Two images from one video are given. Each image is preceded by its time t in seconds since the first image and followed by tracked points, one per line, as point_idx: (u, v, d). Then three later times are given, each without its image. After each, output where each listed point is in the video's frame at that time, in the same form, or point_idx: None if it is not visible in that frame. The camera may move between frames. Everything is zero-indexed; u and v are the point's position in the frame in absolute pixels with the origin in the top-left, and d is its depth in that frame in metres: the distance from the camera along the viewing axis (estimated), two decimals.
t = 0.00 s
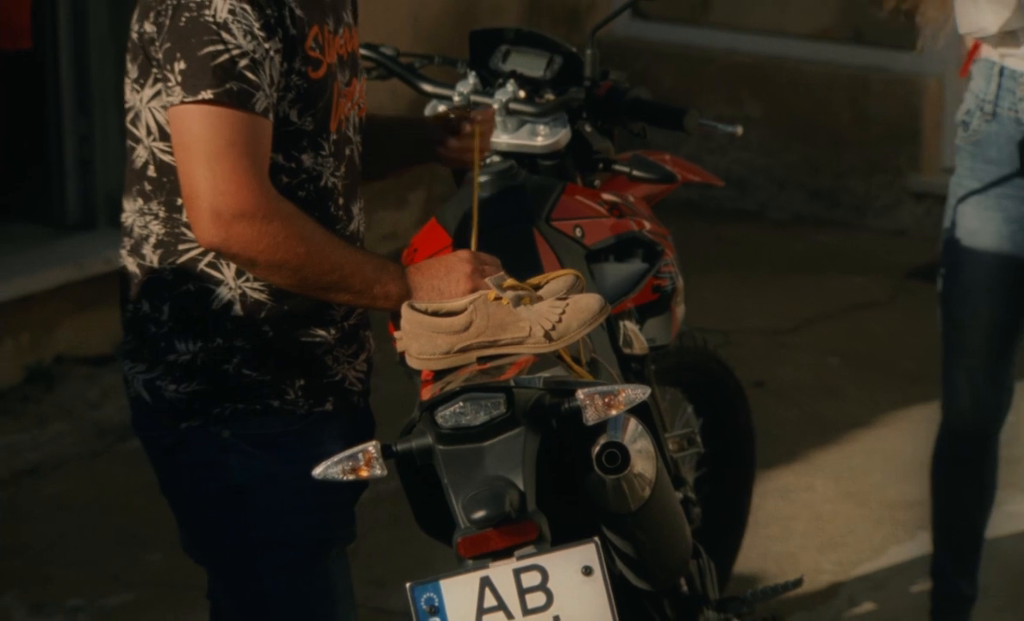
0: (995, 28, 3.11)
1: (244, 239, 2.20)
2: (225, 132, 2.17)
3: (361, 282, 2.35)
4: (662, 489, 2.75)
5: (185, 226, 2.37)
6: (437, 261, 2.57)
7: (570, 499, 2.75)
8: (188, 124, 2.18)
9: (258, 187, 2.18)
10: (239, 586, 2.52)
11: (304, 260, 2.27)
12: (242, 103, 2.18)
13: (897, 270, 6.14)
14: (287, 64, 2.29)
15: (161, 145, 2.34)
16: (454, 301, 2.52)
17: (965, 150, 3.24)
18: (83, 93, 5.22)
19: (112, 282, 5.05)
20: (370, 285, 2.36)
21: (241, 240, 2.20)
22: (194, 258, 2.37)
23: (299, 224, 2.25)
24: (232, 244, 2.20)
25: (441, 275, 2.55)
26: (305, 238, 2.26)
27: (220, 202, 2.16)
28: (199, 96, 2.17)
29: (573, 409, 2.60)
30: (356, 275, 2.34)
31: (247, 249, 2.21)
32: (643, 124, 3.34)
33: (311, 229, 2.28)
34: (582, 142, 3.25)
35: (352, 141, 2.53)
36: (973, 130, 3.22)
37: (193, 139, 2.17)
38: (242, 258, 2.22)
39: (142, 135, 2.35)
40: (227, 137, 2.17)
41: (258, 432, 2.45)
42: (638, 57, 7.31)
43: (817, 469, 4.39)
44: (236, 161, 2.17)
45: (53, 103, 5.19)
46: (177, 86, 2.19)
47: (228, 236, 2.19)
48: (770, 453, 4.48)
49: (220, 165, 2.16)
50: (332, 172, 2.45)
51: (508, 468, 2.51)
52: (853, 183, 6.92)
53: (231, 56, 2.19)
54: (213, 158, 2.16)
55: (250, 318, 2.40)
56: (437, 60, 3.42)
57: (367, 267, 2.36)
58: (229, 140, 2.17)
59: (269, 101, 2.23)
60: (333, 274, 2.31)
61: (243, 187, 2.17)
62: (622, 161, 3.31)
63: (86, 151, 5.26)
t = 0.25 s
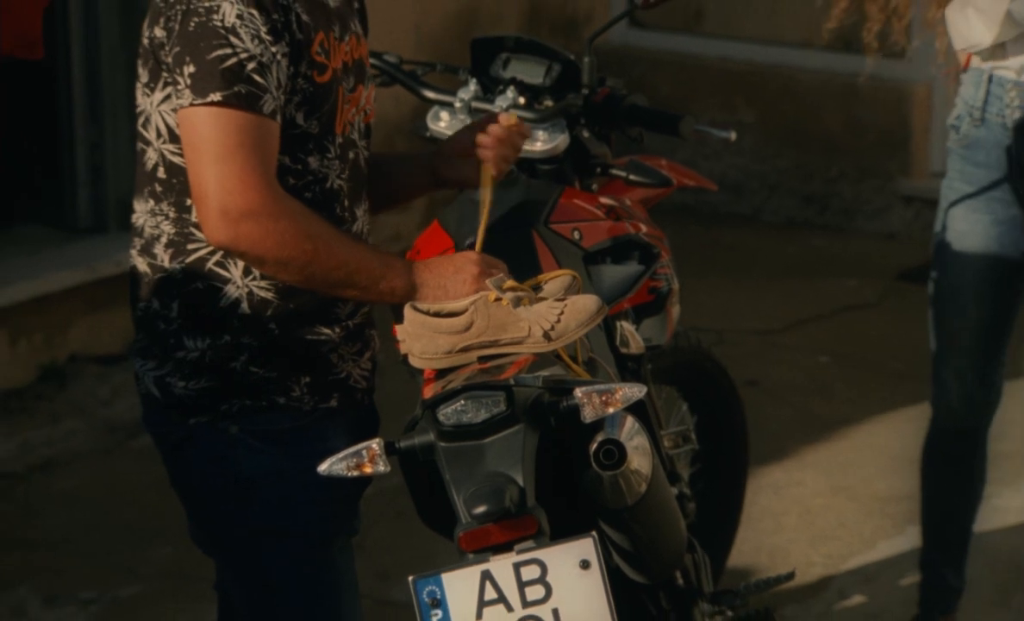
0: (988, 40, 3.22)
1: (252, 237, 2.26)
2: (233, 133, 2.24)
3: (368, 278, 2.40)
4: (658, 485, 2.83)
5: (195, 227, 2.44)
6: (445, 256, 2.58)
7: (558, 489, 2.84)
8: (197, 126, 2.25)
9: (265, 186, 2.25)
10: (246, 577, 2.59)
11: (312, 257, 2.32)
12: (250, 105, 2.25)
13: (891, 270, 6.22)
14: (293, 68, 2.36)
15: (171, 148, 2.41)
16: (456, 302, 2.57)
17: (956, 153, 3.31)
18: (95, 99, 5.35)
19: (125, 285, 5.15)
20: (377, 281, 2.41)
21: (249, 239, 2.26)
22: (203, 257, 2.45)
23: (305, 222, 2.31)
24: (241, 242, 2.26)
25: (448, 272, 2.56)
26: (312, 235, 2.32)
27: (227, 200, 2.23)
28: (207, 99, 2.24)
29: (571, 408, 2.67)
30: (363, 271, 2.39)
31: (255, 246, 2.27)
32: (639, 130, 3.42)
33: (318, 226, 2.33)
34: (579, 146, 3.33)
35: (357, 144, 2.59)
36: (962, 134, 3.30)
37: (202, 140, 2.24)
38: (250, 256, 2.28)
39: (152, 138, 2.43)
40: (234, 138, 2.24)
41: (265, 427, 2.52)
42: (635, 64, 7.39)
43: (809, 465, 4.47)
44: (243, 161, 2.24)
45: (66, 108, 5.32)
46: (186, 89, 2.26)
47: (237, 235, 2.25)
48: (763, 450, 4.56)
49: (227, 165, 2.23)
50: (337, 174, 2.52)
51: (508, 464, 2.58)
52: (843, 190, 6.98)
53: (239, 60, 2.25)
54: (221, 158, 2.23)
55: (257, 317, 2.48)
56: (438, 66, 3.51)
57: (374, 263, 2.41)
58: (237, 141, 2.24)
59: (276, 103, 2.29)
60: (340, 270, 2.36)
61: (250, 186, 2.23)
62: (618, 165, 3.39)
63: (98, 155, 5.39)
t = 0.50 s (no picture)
0: (980, 53, 3.29)
1: (259, 237, 2.30)
2: (237, 136, 2.29)
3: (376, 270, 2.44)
4: (653, 481, 2.91)
5: (200, 229, 2.51)
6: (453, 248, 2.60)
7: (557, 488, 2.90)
8: (202, 131, 2.30)
9: (270, 186, 2.29)
10: (248, 570, 2.66)
11: (319, 252, 2.36)
12: (253, 109, 2.29)
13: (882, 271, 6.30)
14: (295, 74, 2.39)
15: (178, 151, 2.48)
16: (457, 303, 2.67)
17: (944, 158, 3.39)
18: (107, 102, 5.42)
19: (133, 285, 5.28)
20: (385, 271, 2.45)
21: (257, 239, 2.30)
22: (208, 258, 2.51)
23: (311, 218, 2.35)
24: (248, 242, 2.30)
25: (457, 264, 2.59)
26: (319, 230, 2.36)
27: (234, 204, 2.27)
28: (211, 103, 2.29)
29: (569, 406, 2.75)
30: (371, 263, 2.43)
31: (263, 245, 2.31)
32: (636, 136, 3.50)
33: (324, 222, 2.37)
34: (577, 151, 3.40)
35: (362, 149, 2.62)
36: (951, 139, 3.37)
37: (207, 144, 2.29)
38: (258, 255, 2.32)
39: (159, 142, 2.50)
40: (239, 141, 2.29)
41: (266, 424, 2.59)
42: (632, 72, 7.48)
43: (800, 462, 4.55)
44: (249, 162, 2.28)
45: (78, 112, 5.40)
46: (191, 94, 2.31)
47: (244, 235, 2.30)
48: (755, 448, 4.64)
49: (232, 167, 2.27)
50: (340, 178, 2.55)
51: (508, 461, 2.65)
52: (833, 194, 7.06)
53: (242, 65, 2.30)
54: (226, 161, 2.28)
55: (259, 316, 2.54)
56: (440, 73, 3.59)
57: (382, 252, 2.45)
58: (242, 144, 2.29)
59: (279, 107, 2.33)
60: (348, 262, 2.40)
61: (255, 187, 2.28)
62: (615, 170, 3.46)
63: (110, 160, 5.49)
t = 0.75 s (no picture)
0: (976, 63, 3.31)
1: (267, 236, 2.39)
2: (247, 138, 2.37)
3: (380, 265, 2.52)
4: (649, 477, 2.99)
5: (210, 228, 2.59)
6: (455, 246, 2.68)
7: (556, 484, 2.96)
8: (213, 132, 2.38)
9: (278, 186, 2.37)
10: (253, 562, 2.73)
11: (326, 249, 2.45)
12: (262, 111, 2.37)
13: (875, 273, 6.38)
14: (302, 77, 2.47)
15: (189, 153, 2.56)
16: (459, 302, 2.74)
17: (930, 161, 3.45)
18: (118, 109, 5.51)
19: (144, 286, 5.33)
20: (389, 266, 2.54)
21: (265, 238, 2.39)
22: (216, 256, 2.59)
23: (318, 217, 2.43)
24: (257, 241, 2.39)
25: (458, 262, 2.67)
26: (326, 228, 2.44)
27: (243, 204, 2.35)
28: (222, 106, 2.37)
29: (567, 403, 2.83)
30: (376, 258, 2.52)
31: (271, 243, 2.39)
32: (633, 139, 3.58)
33: (330, 220, 2.45)
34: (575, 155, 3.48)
35: (368, 151, 2.70)
36: (938, 140, 3.42)
37: (218, 146, 2.37)
38: (267, 253, 2.41)
39: (170, 144, 2.58)
40: (248, 143, 2.37)
41: (271, 421, 2.65)
42: (629, 78, 7.56)
43: (792, 458, 4.63)
44: (258, 164, 2.36)
45: (89, 118, 5.49)
46: (202, 96, 2.39)
47: (253, 234, 2.38)
48: (747, 445, 4.71)
49: (241, 167, 2.35)
50: (346, 180, 2.63)
51: (508, 457, 2.73)
52: (824, 197, 7.15)
53: (251, 69, 2.37)
54: (236, 162, 2.36)
55: (264, 314, 2.61)
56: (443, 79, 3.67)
57: (386, 249, 2.53)
58: (251, 146, 2.37)
59: (287, 109, 2.41)
60: (354, 258, 2.49)
61: (263, 187, 2.36)
62: (613, 174, 3.55)
63: (120, 165, 5.56)
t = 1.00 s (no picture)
0: (970, 68, 3.37)
1: (271, 237, 2.45)
2: (252, 140, 2.44)
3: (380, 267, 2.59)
4: (645, 473, 3.07)
5: (218, 230, 2.67)
6: (451, 249, 2.75)
7: (555, 480, 3.04)
8: (220, 135, 2.45)
9: (283, 187, 2.45)
10: (259, 558, 2.80)
11: (328, 249, 2.52)
12: (268, 114, 2.45)
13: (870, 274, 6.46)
14: (308, 82, 2.54)
15: (197, 156, 2.64)
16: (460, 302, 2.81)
17: (918, 162, 3.53)
18: (128, 115, 5.60)
19: (154, 287, 5.40)
20: (389, 268, 2.61)
21: (269, 238, 2.46)
22: (225, 257, 2.67)
23: (321, 218, 2.51)
24: (261, 241, 2.45)
25: (455, 263, 2.74)
26: (328, 229, 2.51)
27: (248, 204, 2.43)
28: (228, 109, 2.44)
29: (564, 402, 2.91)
30: (376, 259, 2.59)
31: (275, 244, 2.46)
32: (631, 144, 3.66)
33: (332, 222, 2.53)
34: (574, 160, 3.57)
35: (372, 155, 2.78)
36: (925, 141, 3.50)
37: (224, 148, 2.44)
38: (271, 254, 2.47)
39: (178, 148, 2.66)
40: (254, 145, 2.44)
41: (277, 420, 2.73)
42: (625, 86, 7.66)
43: (786, 456, 4.71)
44: (263, 165, 2.44)
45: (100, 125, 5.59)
46: (209, 100, 2.47)
47: (257, 235, 2.45)
48: (741, 443, 4.79)
49: (247, 168, 2.43)
50: (350, 183, 2.70)
51: (509, 454, 2.81)
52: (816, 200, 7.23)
53: (258, 73, 2.45)
54: (242, 164, 2.43)
55: (272, 313, 2.70)
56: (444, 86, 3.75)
57: (386, 251, 2.60)
58: (256, 148, 2.44)
59: (293, 113, 2.49)
60: (355, 259, 2.56)
61: (268, 188, 2.43)
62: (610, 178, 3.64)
63: (130, 171, 5.66)
